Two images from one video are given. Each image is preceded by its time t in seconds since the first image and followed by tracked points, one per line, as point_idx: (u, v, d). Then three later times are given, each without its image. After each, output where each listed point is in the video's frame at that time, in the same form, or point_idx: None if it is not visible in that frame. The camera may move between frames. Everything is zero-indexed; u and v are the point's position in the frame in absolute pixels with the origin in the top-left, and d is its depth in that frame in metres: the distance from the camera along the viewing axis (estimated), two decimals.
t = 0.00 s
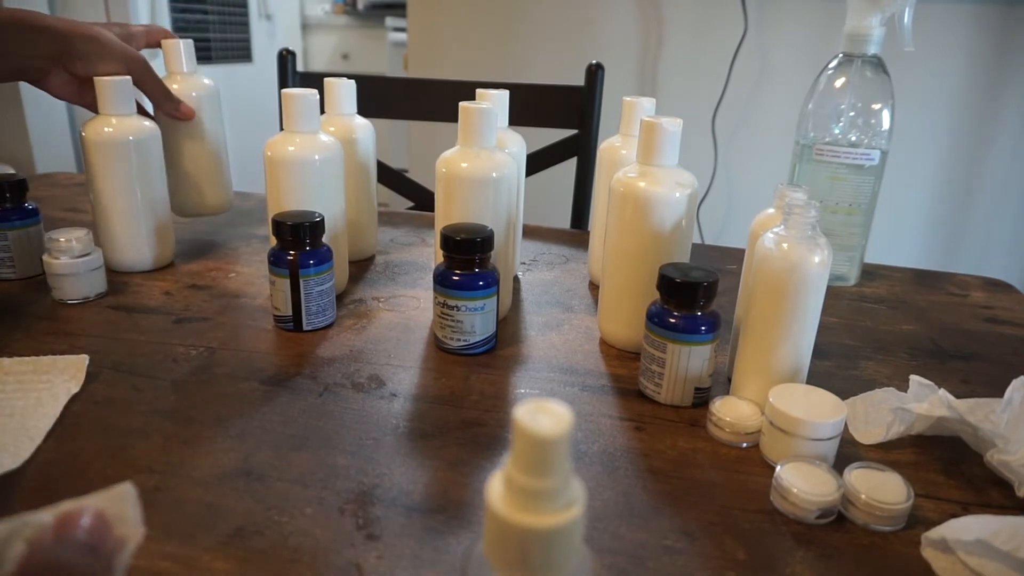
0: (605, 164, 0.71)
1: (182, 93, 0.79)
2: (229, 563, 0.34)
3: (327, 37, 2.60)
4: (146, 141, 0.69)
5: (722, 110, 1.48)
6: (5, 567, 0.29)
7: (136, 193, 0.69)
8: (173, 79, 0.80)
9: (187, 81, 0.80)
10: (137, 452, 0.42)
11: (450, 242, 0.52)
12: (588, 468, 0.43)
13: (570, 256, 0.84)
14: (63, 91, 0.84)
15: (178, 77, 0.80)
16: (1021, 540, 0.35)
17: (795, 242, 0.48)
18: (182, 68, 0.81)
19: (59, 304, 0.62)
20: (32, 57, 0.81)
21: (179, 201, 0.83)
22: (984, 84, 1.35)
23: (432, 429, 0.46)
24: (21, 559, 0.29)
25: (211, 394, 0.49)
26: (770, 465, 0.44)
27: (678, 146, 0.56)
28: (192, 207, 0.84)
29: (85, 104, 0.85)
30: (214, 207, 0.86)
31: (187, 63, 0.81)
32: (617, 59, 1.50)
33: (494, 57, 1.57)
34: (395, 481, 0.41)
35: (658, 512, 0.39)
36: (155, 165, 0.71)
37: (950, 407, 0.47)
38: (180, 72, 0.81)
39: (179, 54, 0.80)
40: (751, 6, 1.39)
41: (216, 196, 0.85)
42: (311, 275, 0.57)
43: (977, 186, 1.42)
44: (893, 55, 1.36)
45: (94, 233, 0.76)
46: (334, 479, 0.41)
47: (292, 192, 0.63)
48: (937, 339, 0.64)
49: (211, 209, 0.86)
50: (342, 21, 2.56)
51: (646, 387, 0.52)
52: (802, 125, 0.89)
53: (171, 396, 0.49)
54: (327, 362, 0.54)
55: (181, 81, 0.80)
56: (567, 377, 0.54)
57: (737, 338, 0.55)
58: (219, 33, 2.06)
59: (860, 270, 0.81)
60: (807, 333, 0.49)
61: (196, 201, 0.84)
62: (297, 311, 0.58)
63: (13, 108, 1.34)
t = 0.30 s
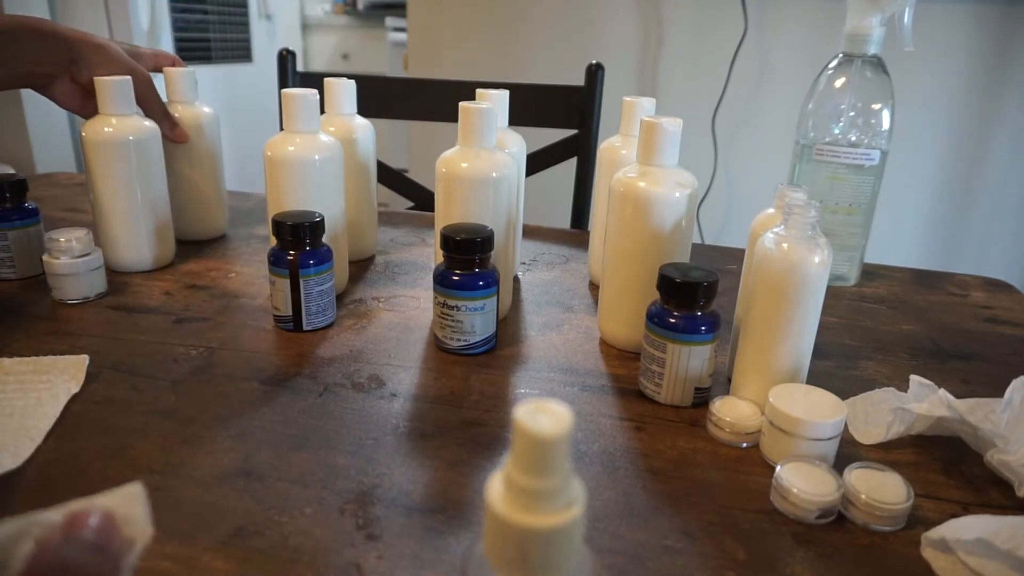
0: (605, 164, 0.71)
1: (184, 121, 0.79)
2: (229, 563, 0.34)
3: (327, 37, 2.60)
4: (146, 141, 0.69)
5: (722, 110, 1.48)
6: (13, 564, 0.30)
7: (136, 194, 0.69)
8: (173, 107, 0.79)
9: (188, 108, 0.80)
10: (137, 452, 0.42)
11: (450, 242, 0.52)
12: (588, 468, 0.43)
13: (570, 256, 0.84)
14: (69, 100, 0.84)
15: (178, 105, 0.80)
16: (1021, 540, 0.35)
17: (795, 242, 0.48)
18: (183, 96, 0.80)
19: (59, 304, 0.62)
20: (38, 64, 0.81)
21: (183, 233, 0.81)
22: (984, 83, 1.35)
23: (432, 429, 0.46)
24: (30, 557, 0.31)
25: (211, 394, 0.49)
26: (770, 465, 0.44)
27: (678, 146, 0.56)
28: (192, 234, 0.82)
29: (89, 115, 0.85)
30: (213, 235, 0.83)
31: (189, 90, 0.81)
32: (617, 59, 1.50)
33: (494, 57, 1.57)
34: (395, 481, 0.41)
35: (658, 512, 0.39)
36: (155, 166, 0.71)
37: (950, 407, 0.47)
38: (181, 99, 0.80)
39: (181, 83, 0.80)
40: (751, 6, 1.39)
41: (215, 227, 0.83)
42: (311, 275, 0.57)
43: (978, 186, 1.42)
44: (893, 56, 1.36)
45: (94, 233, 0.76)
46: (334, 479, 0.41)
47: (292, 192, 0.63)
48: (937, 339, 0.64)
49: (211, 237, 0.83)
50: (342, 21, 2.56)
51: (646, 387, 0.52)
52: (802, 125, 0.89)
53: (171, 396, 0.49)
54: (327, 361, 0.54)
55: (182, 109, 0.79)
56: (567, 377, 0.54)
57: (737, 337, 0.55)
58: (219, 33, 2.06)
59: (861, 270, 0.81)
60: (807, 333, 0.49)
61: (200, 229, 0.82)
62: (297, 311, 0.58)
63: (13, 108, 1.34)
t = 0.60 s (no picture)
0: (605, 164, 0.71)
1: (184, 121, 0.78)
2: (230, 563, 0.34)
3: (327, 37, 2.60)
4: (146, 141, 0.69)
5: (722, 110, 1.48)
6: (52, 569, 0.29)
7: (136, 193, 0.69)
8: (174, 107, 0.79)
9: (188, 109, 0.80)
10: (137, 452, 0.42)
11: (450, 242, 0.52)
12: (588, 468, 0.43)
13: (570, 256, 0.84)
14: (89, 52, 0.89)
15: (178, 106, 0.79)
16: (1021, 540, 0.35)
17: (795, 242, 0.48)
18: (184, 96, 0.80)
19: (59, 304, 0.62)
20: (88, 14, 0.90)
21: (183, 233, 0.81)
22: (984, 83, 1.35)
23: (432, 429, 0.46)
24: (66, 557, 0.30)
25: (212, 394, 0.49)
26: (770, 465, 0.44)
27: (678, 146, 0.56)
28: (193, 234, 0.82)
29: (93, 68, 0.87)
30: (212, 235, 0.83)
31: (189, 91, 0.80)
32: (617, 59, 1.50)
33: (494, 57, 1.57)
34: (395, 481, 0.41)
35: (658, 512, 0.39)
36: (155, 165, 0.71)
37: (950, 407, 0.47)
38: (182, 100, 0.80)
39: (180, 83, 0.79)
40: (751, 6, 1.39)
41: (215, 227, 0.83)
42: (311, 275, 0.57)
43: (978, 186, 1.42)
44: (893, 56, 1.36)
45: (94, 234, 0.76)
46: (334, 479, 0.41)
47: (292, 192, 0.63)
48: (937, 339, 0.64)
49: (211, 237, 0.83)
50: (342, 21, 2.56)
51: (646, 388, 0.52)
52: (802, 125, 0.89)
53: (171, 396, 0.49)
54: (327, 361, 0.54)
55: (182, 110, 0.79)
56: (567, 377, 0.54)
57: (737, 338, 0.55)
58: (219, 33, 2.07)
59: (861, 270, 0.81)
60: (807, 333, 0.49)
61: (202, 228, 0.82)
62: (297, 311, 0.58)
63: (13, 108, 1.34)
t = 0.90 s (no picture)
0: (605, 164, 0.71)
1: (184, 120, 0.78)
2: (229, 563, 0.34)
3: (327, 37, 2.60)
4: (146, 141, 0.69)
5: (722, 109, 1.48)
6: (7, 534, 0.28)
7: (136, 193, 0.69)
8: (174, 107, 0.79)
9: (188, 110, 0.80)
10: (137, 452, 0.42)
11: (450, 242, 0.52)
12: (588, 467, 0.43)
13: (570, 256, 0.84)
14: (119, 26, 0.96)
15: (178, 106, 0.80)
16: (1021, 539, 0.35)
17: (795, 242, 0.48)
18: (184, 96, 0.80)
19: (58, 304, 0.62)
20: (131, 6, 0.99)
21: (184, 233, 0.82)
22: (985, 83, 1.35)
23: (432, 429, 0.46)
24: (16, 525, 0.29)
25: (212, 394, 0.49)
26: (770, 464, 0.45)
27: (678, 146, 0.56)
28: (194, 235, 0.82)
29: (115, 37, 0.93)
30: (213, 235, 0.83)
31: (189, 90, 0.80)
32: (618, 59, 1.50)
33: (494, 57, 1.57)
34: (395, 482, 0.41)
35: (658, 512, 0.39)
36: (155, 166, 0.71)
37: (950, 407, 0.47)
38: (182, 99, 0.80)
39: (180, 83, 0.79)
40: (752, 6, 1.39)
41: (216, 228, 0.83)
42: (311, 275, 0.57)
43: (978, 186, 1.42)
44: (893, 55, 1.36)
45: (94, 234, 0.76)
46: (335, 479, 0.41)
47: (292, 192, 0.63)
48: (937, 339, 0.64)
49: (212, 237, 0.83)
50: (342, 21, 2.56)
51: (646, 388, 0.52)
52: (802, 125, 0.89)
53: (171, 397, 0.49)
54: (327, 361, 0.55)
55: (182, 110, 0.79)
56: (567, 377, 0.54)
57: (737, 338, 0.55)
58: (219, 33, 2.07)
59: (861, 270, 0.81)
60: (807, 333, 0.49)
61: (203, 229, 0.82)
62: (297, 311, 0.58)
63: (13, 108, 1.34)
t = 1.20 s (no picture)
0: (605, 164, 0.71)
1: (184, 120, 0.78)
2: (229, 563, 0.34)
3: (327, 37, 2.60)
4: (146, 141, 0.69)
5: (722, 109, 1.48)
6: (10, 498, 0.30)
7: (136, 193, 0.69)
8: (174, 107, 0.79)
9: (188, 110, 0.80)
10: (137, 452, 0.42)
11: (450, 242, 0.52)
12: (588, 468, 0.43)
13: (570, 256, 0.84)
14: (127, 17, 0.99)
15: (178, 106, 0.80)
16: (1021, 539, 0.35)
17: (795, 242, 0.48)
18: (184, 97, 0.80)
19: (58, 304, 0.62)
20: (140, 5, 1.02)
21: (184, 233, 0.82)
22: (985, 83, 1.35)
23: (432, 429, 0.46)
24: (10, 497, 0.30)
25: (212, 394, 0.49)
26: (770, 465, 0.45)
27: (678, 146, 0.56)
28: (193, 235, 0.82)
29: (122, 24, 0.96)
30: (213, 235, 0.83)
31: (189, 90, 0.80)
32: (617, 59, 1.50)
33: (494, 57, 1.57)
34: (395, 482, 0.41)
35: (658, 512, 0.39)
36: (155, 166, 0.71)
37: (950, 407, 0.47)
38: (183, 100, 0.80)
39: (180, 84, 0.79)
40: (752, 6, 1.39)
41: (216, 228, 0.83)
42: (311, 275, 0.57)
43: (978, 186, 1.42)
44: (893, 55, 1.36)
45: (94, 234, 0.76)
46: (334, 479, 0.41)
47: (292, 192, 0.63)
48: (937, 339, 0.64)
49: (212, 237, 0.83)
50: (342, 21, 2.56)
51: (646, 388, 0.52)
52: (802, 125, 0.89)
53: (171, 397, 0.49)
54: (327, 361, 0.54)
55: (183, 110, 0.79)
56: (567, 377, 0.54)
57: (737, 338, 0.55)
58: (219, 33, 2.07)
59: (861, 270, 0.81)
60: (807, 334, 0.49)
61: (203, 229, 0.82)
62: (297, 311, 0.58)
63: (13, 108, 1.34)
